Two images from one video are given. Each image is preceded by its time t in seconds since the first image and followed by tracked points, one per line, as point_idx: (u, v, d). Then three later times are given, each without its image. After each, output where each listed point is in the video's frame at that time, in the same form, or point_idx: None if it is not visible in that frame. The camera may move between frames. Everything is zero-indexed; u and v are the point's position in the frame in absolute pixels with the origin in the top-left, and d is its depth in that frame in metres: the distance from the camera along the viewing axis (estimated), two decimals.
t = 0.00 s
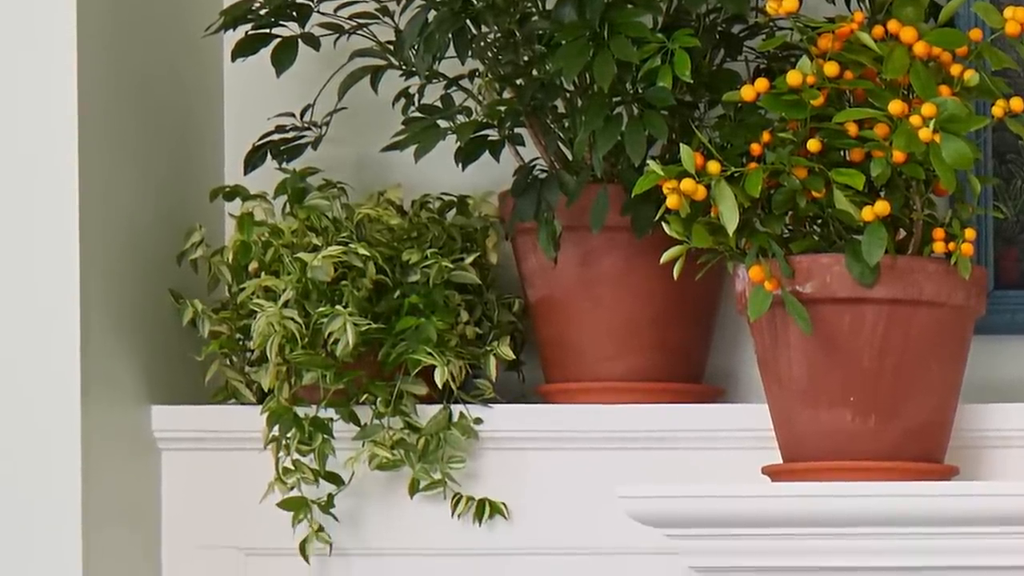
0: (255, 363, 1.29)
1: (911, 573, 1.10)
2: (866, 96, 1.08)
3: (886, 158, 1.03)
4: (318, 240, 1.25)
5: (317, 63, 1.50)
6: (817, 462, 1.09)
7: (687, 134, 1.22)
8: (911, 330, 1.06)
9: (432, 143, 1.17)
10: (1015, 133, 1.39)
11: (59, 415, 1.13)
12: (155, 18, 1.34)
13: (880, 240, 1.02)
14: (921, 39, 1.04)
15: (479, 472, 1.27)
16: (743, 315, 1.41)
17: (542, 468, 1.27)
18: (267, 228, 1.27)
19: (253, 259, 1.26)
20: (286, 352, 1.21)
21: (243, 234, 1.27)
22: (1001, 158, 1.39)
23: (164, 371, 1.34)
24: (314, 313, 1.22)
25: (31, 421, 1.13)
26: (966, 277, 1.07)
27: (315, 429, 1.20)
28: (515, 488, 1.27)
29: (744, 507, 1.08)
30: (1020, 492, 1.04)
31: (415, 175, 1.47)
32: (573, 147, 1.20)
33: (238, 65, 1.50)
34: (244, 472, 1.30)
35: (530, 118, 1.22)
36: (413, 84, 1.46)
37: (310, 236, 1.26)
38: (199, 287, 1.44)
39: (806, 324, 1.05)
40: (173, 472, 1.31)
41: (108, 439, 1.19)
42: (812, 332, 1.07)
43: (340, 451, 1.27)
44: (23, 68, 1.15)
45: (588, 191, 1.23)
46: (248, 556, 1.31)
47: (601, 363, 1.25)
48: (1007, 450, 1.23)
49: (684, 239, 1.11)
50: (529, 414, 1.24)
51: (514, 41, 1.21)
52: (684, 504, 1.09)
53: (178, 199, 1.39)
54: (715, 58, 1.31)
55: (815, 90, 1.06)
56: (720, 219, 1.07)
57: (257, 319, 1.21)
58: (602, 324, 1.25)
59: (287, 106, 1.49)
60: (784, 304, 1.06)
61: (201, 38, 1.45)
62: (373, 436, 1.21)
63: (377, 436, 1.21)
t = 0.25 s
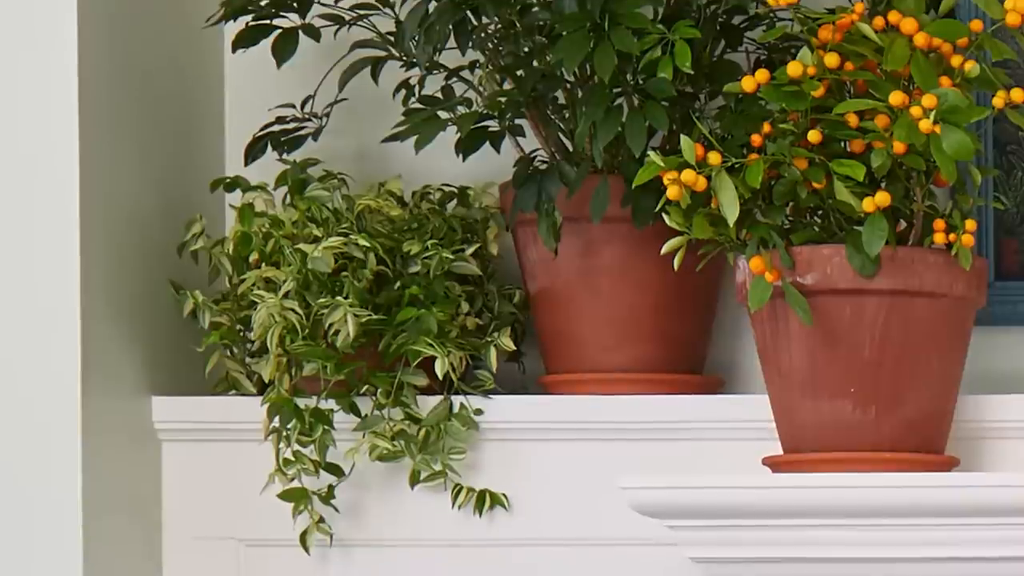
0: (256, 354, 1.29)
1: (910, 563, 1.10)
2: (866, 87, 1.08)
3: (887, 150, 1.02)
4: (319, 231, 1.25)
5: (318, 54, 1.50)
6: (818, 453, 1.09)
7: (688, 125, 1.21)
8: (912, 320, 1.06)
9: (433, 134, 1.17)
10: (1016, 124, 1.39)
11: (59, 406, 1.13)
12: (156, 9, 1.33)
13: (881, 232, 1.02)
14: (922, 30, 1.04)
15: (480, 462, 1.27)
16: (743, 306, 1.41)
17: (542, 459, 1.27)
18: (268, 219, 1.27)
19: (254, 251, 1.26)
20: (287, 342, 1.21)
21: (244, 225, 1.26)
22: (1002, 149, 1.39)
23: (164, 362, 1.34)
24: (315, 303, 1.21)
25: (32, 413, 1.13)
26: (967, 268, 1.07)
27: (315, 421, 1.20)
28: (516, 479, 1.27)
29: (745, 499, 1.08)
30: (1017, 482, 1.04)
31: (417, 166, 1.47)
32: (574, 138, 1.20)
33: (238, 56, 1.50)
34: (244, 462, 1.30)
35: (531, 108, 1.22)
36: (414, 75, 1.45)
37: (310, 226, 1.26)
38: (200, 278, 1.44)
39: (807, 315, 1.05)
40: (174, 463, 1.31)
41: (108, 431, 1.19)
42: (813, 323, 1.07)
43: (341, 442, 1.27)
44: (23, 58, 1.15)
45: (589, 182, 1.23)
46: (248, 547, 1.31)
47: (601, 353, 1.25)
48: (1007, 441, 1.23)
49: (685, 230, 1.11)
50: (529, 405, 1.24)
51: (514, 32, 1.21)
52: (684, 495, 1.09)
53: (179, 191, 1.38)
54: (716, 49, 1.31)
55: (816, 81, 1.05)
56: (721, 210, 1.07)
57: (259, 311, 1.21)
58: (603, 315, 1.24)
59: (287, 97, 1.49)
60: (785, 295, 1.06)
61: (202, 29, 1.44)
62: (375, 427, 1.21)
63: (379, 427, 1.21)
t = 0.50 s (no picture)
0: (257, 346, 1.29)
1: (911, 555, 1.10)
2: (867, 79, 1.08)
3: (887, 141, 1.02)
4: (319, 223, 1.25)
5: (319, 46, 1.49)
6: (817, 444, 1.09)
7: (689, 117, 1.21)
8: (913, 312, 1.06)
9: (433, 126, 1.17)
10: (1016, 116, 1.39)
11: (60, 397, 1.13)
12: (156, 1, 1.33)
13: (881, 224, 1.02)
14: (922, 21, 1.03)
15: (480, 454, 1.27)
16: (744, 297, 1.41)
17: (542, 450, 1.27)
18: (268, 210, 1.27)
19: (254, 242, 1.26)
20: (288, 334, 1.21)
21: (245, 217, 1.27)
22: (1003, 141, 1.39)
23: (165, 354, 1.34)
24: (316, 295, 1.22)
25: (33, 404, 1.13)
26: (967, 260, 1.07)
27: (315, 413, 1.20)
28: (516, 471, 1.27)
29: (745, 490, 1.08)
30: (1017, 474, 1.05)
31: (417, 158, 1.47)
32: (575, 130, 1.20)
33: (239, 47, 1.50)
34: (245, 454, 1.30)
35: (531, 100, 1.22)
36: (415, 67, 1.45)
37: (311, 218, 1.26)
38: (201, 270, 1.44)
39: (808, 307, 1.05)
40: (174, 455, 1.31)
41: (108, 422, 1.19)
42: (813, 315, 1.07)
43: (342, 434, 1.27)
44: (22, 49, 1.15)
45: (590, 173, 1.23)
46: (249, 539, 1.31)
47: (602, 345, 1.25)
48: (1007, 432, 1.24)
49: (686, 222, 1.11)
50: (530, 396, 1.24)
51: (515, 23, 1.20)
52: (685, 487, 1.09)
53: (179, 183, 1.38)
54: (716, 40, 1.31)
55: (817, 72, 1.05)
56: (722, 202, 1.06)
57: (259, 302, 1.21)
58: (603, 307, 1.24)
59: (288, 88, 1.49)
60: (785, 287, 1.06)
61: (202, 20, 1.44)
62: (376, 419, 1.21)
63: (380, 418, 1.21)
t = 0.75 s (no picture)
0: (257, 339, 1.29)
1: (911, 547, 1.10)
2: (867, 72, 1.08)
3: (888, 134, 1.02)
4: (320, 215, 1.25)
5: (319, 38, 1.49)
6: (817, 437, 1.09)
7: (689, 109, 1.21)
8: (913, 305, 1.06)
9: (434, 119, 1.17)
10: (1017, 109, 1.39)
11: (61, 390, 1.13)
12: None
13: (882, 217, 1.02)
14: (923, 14, 1.03)
15: (481, 447, 1.27)
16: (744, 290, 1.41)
17: (543, 443, 1.27)
18: (268, 203, 1.27)
19: (254, 235, 1.26)
20: (288, 327, 1.21)
21: (245, 210, 1.26)
22: (1003, 134, 1.39)
23: (166, 347, 1.34)
24: (316, 288, 1.22)
25: (35, 399, 1.13)
26: (968, 253, 1.07)
27: (315, 405, 1.20)
28: (516, 463, 1.27)
29: (745, 483, 1.08)
30: (1018, 468, 1.04)
31: (418, 151, 1.47)
32: (575, 123, 1.19)
33: (239, 40, 1.50)
34: (245, 447, 1.30)
35: (532, 93, 1.22)
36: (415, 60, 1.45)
37: (311, 211, 1.26)
38: (201, 262, 1.44)
39: (808, 300, 1.05)
40: (174, 447, 1.31)
41: (108, 415, 1.19)
42: (814, 308, 1.07)
43: (342, 426, 1.27)
44: (22, 43, 1.14)
45: (590, 166, 1.23)
46: (250, 532, 1.31)
47: (602, 338, 1.25)
48: (1007, 425, 1.24)
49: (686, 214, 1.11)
50: (530, 389, 1.24)
51: (515, 16, 1.20)
52: (685, 480, 1.09)
53: (180, 177, 1.38)
54: (717, 33, 1.31)
55: (817, 65, 1.05)
56: (722, 195, 1.06)
57: (260, 295, 1.21)
58: (603, 300, 1.24)
59: (289, 81, 1.49)
60: (786, 279, 1.06)
61: (202, 13, 1.44)
62: (376, 411, 1.21)
63: (380, 411, 1.21)
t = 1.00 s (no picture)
0: (258, 332, 1.29)
1: (911, 541, 1.10)
2: (867, 65, 1.08)
3: (888, 128, 1.02)
4: (320, 209, 1.25)
5: (319, 32, 1.49)
6: (817, 431, 1.09)
7: (689, 103, 1.21)
8: (913, 299, 1.06)
9: (434, 112, 1.17)
10: (1017, 103, 1.39)
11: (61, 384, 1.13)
12: None
13: (882, 210, 1.02)
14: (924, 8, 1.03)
15: (481, 441, 1.27)
16: (744, 285, 1.41)
17: (543, 437, 1.27)
18: (269, 197, 1.27)
19: (254, 229, 1.26)
20: (288, 321, 1.21)
21: (245, 203, 1.27)
22: (1003, 128, 1.39)
23: (166, 341, 1.34)
24: (317, 282, 1.22)
25: (35, 394, 1.13)
26: (968, 247, 1.06)
27: (315, 399, 1.20)
28: (516, 457, 1.28)
29: (746, 477, 1.08)
30: (1018, 461, 1.04)
31: (418, 145, 1.46)
32: (575, 117, 1.19)
33: (240, 34, 1.49)
34: (245, 440, 1.31)
35: (532, 87, 1.22)
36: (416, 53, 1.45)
37: (312, 205, 1.26)
38: (201, 256, 1.44)
39: (808, 294, 1.05)
40: (175, 441, 1.31)
41: (108, 410, 1.19)
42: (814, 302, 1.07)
43: (342, 420, 1.27)
44: (22, 37, 1.14)
45: (590, 159, 1.22)
46: (250, 525, 1.31)
47: (603, 332, 1.25)
48: (1007, 419, 1.24)
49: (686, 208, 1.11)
50: (531, 383, 1.24)
51: (516, 10, 1.20)
52: (685, 474, 1.09)
53: (180, 171, 1.38)
54: (717, 26, 1.30)
55: (817, 59, 1.05)
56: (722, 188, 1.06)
57: (260, 289, 1.21)
58: (604, 294, 1.24)
59: (289, 75, 1.49)
60: (786, 273, 1.06)
61: (203, 7, 1.44)
62: (376, 405, 1.21)
63: (380, 405, 1.21)
